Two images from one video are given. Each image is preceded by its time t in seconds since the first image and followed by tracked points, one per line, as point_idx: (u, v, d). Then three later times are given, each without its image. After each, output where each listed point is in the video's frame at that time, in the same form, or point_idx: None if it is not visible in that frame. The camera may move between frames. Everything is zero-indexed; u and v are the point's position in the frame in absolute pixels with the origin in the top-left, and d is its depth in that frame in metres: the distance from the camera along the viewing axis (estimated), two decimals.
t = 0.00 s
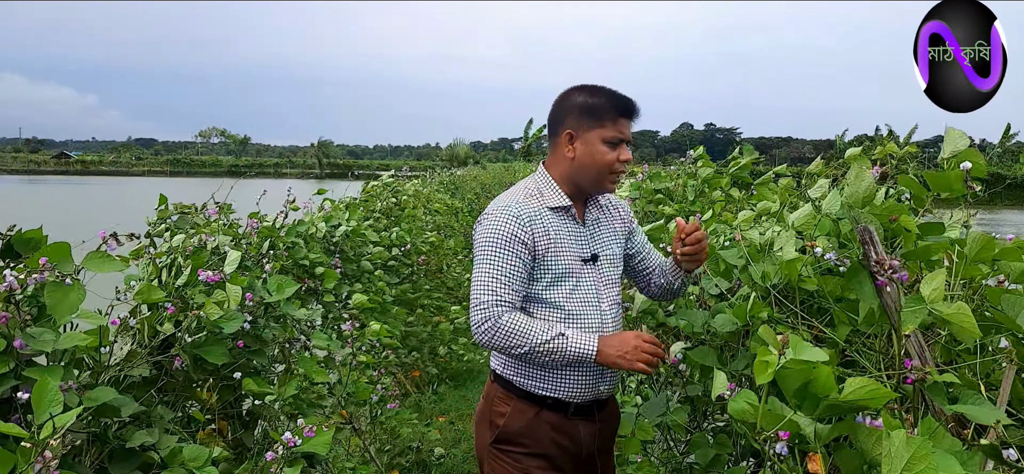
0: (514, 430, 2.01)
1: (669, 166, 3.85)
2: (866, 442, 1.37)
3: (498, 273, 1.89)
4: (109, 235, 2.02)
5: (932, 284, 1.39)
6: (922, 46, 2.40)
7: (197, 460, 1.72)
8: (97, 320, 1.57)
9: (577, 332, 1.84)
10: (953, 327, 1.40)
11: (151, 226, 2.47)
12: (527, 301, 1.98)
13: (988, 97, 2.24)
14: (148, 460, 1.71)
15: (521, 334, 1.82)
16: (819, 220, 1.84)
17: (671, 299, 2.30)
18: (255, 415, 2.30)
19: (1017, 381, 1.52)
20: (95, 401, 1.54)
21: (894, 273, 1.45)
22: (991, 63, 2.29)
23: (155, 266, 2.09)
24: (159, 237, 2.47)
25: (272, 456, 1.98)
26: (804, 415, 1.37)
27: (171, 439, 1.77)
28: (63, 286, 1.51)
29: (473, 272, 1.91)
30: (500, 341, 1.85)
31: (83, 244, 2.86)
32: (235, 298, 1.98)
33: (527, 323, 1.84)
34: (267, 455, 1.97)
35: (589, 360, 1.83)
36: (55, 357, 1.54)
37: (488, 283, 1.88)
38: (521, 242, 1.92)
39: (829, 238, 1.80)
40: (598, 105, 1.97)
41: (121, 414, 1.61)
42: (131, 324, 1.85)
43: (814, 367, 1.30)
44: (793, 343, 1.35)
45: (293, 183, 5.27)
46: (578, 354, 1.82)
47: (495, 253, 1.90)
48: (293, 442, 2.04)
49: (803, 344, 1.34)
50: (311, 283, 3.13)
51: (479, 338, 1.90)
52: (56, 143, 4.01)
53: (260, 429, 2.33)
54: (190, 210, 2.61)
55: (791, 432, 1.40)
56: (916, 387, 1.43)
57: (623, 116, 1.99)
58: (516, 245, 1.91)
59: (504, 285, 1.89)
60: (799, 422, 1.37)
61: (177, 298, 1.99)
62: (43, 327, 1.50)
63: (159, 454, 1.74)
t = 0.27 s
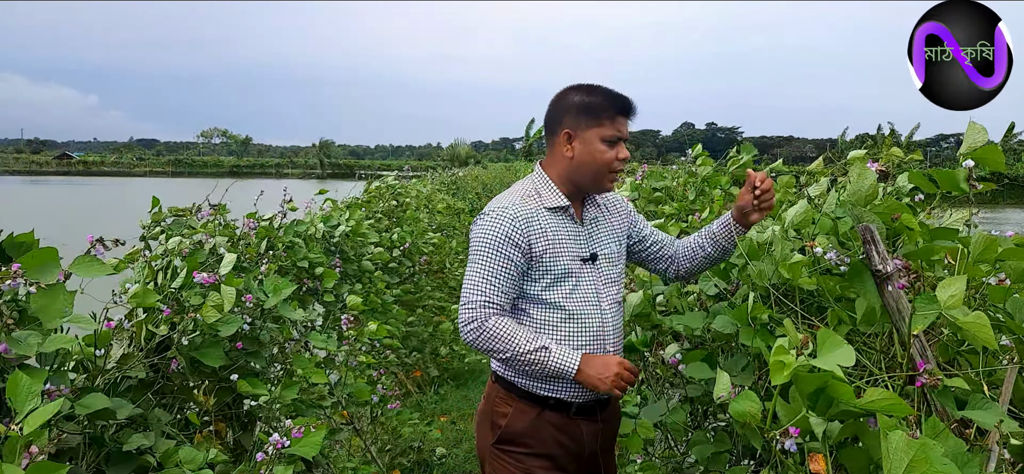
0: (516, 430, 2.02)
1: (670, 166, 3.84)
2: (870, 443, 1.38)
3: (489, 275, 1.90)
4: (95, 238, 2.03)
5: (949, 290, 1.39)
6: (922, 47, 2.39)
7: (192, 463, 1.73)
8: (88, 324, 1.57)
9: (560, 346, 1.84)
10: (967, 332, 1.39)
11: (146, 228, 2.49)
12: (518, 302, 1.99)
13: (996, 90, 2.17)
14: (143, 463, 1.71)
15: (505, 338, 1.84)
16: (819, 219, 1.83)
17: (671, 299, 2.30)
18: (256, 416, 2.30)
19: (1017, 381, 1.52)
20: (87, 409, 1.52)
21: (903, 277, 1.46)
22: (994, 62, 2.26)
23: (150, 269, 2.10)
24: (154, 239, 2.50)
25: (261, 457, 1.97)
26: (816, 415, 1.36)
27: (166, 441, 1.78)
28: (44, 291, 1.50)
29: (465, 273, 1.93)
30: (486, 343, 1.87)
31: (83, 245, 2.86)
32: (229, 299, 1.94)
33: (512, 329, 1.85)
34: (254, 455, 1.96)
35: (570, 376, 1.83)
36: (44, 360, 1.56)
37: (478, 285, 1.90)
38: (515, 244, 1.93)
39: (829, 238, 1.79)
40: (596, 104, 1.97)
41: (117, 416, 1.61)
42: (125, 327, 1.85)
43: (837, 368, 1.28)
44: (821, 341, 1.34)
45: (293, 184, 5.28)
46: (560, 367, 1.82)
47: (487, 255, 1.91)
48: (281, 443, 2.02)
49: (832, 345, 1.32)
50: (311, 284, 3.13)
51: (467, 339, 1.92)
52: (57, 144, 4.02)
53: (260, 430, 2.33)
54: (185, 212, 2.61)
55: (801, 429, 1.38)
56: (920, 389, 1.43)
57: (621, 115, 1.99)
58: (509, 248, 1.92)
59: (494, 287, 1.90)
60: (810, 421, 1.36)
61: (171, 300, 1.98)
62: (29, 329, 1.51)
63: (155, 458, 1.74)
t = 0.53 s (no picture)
0: (517, 430, 2.01)
1: (675, 165, 3.83)
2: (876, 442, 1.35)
3: (495, 273, 1.89)
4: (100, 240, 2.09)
5: (948, 287, 1.38)
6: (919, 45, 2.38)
7: (195, 461, 1.75)
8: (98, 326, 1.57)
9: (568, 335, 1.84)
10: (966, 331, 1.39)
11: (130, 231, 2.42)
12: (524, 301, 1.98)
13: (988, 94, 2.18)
14: (146, 465, 1.72)
15: (512, 335, 1.83)
16: (823, 219, 1.82)
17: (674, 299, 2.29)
18: (259, 416, 2.30)
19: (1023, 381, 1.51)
20: (91, 414, 1.52)
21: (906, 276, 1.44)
22: (994, 62, 2.23)
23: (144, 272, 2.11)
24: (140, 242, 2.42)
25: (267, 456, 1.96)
26: (822, 413, 1.35)
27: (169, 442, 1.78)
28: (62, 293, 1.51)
29: (470, 272, 1.92)
30: (493, 341, 1.86)
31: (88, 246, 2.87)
32: (228, 297, 1.93)
33: (519, 324, 1.84)
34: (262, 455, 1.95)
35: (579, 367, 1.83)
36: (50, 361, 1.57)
37: (483, 283, 1.89)
38: (521, 244, 1.92)
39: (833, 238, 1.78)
40: (575, 103, 1.97)
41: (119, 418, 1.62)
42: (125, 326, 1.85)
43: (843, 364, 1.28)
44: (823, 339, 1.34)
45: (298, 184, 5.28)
46: (569, 357, 1.82)
47: (493, 254, 1.90)
48: (288, 441, 2.00)
49: (836, 341, 1.32)
50: (315, 285, 3.13)
51: (473, 338, 1.91)
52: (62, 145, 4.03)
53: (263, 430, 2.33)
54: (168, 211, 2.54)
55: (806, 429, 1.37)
56: (924, 388, 1.42)
57: (602, 110, 1.96)
58: (515, 246, 1.91)
59: (500, 285, 1.89)
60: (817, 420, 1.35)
61: (169, 301, 1.97)
62: (41, 332, 1.50)
63: (157, 459, 1.75)
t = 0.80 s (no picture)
0: (516, 430, 2.01)
1: (675, 166, 3.83)
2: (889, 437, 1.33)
3: (500, 269, 1.89)
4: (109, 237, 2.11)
5: (952, 290, 1.39)
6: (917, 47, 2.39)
7: (197, 460, 1.75)
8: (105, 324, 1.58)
9: (578, 320, 1.86)
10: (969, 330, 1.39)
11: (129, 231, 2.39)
12: (527, 298, 1.98)
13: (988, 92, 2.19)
14: (148, 464, 1.72)
15: (524, 327, 1.83)
16: (825, 219, 1.82)
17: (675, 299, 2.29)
18: (259, 415, 2.30)
19: None
20: (100, 409, 1.53)
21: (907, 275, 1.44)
22: (994, 61, 2.24)
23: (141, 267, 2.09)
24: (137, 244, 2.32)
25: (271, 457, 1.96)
26: (835, 407, 1.35)
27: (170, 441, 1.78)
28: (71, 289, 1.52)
29: (474, 271, 1.92)
30: (502, 337, 1.85)
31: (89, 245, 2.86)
32: (210, 283, 1.92)
33: (529, 316, 1.84)
34: (266, 455, 1.94)
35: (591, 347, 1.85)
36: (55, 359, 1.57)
37: (488, 280, 1.89)
38: (524, 242, 1.92)
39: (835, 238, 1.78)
40: (554, 102, 2.01)
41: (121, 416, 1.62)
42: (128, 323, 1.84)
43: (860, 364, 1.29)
44: (842, 336, 1.37)
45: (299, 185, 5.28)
46: (582, 340, 1.84)
47: (496, 251, 1.90)
48: (294, 441, 2.01)
49: (853, 342, 1.35)
50: (316, 285, 3.13)
51: (480, 337, 1.90)
52: (63, 145, 4.03)
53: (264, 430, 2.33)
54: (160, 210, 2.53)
55: (816, 423, 1.36)
56: (926, 388, 1.42)
57: (579, 107, 1.97)
58: (517, 243, 1.91)
59: (506, 281, 1.89)
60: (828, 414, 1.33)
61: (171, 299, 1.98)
62: (48, 331, 1.50)
63: (158, 459, 1.74)
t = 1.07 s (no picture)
0: (516, 430, 2.01)
1: (678, 167, 3.82)
2: (884, 445, 1.33)
3: (488, 268, 1.90)
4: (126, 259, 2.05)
5: (951, 292, 1.38)
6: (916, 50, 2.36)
7: (202, 464, 1.74)
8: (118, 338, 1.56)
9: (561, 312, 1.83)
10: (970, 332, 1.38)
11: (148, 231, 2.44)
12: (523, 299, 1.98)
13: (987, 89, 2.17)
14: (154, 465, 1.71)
15: (506, 323, 1.83)
16: (828, 221, 1.81)
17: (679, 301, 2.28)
18: (262, 417, 2.29)
19: None
20: (103, 423, 1.52)
21: (907, 278, 1.42)
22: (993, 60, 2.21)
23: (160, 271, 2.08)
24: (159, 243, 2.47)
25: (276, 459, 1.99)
26: (827, 416, 1.34)
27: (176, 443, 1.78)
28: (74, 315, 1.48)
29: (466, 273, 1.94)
30: (489, 335, 1.86)
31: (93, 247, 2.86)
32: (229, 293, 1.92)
33: (512, 312, 1.83)
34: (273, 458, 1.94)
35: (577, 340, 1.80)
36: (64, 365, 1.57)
37: (475, 281, 1.90)
38: (517, 242, 1.93)
39: (839, 240, 1.77)
40: (552, 105, 2.01)
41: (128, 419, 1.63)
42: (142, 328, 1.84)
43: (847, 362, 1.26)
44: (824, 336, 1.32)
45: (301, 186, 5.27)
46: (564, 331, 1.79)
47: (487, 252, 1.91)
48: (299, 444, 2.04)
49: (838, 336, 1.31)
50: (318, 286, 3.13)
51: (472, 337, 1.91)
52: (67, 146, 4.03)
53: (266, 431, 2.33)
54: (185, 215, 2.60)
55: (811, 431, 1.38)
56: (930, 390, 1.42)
57: (577, 109, 1.97)
58: (508, 244, 1.92)
59: (493, 280, 1.90)
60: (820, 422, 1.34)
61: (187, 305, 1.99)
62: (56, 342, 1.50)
63: (164, 459, 1.74)
